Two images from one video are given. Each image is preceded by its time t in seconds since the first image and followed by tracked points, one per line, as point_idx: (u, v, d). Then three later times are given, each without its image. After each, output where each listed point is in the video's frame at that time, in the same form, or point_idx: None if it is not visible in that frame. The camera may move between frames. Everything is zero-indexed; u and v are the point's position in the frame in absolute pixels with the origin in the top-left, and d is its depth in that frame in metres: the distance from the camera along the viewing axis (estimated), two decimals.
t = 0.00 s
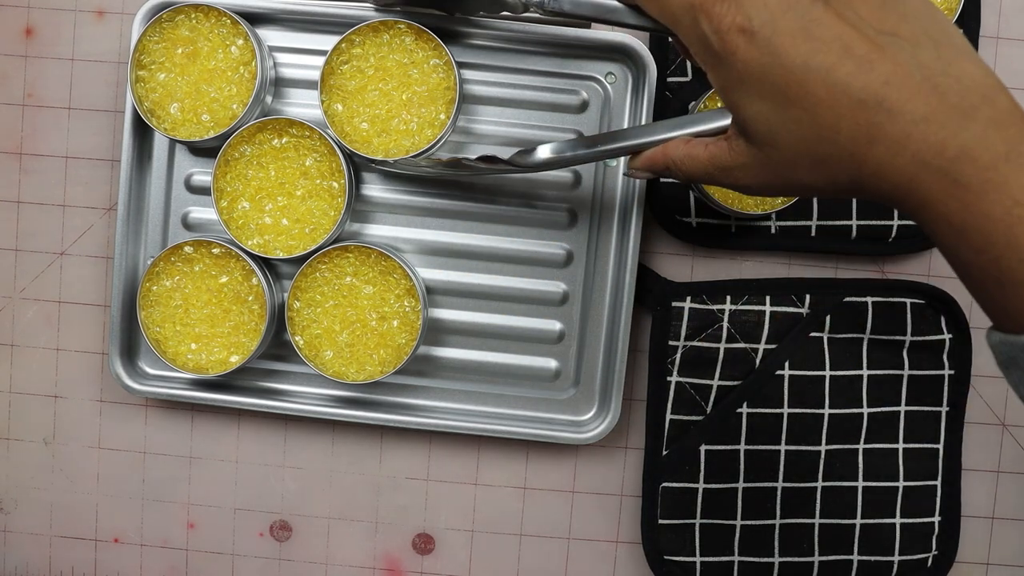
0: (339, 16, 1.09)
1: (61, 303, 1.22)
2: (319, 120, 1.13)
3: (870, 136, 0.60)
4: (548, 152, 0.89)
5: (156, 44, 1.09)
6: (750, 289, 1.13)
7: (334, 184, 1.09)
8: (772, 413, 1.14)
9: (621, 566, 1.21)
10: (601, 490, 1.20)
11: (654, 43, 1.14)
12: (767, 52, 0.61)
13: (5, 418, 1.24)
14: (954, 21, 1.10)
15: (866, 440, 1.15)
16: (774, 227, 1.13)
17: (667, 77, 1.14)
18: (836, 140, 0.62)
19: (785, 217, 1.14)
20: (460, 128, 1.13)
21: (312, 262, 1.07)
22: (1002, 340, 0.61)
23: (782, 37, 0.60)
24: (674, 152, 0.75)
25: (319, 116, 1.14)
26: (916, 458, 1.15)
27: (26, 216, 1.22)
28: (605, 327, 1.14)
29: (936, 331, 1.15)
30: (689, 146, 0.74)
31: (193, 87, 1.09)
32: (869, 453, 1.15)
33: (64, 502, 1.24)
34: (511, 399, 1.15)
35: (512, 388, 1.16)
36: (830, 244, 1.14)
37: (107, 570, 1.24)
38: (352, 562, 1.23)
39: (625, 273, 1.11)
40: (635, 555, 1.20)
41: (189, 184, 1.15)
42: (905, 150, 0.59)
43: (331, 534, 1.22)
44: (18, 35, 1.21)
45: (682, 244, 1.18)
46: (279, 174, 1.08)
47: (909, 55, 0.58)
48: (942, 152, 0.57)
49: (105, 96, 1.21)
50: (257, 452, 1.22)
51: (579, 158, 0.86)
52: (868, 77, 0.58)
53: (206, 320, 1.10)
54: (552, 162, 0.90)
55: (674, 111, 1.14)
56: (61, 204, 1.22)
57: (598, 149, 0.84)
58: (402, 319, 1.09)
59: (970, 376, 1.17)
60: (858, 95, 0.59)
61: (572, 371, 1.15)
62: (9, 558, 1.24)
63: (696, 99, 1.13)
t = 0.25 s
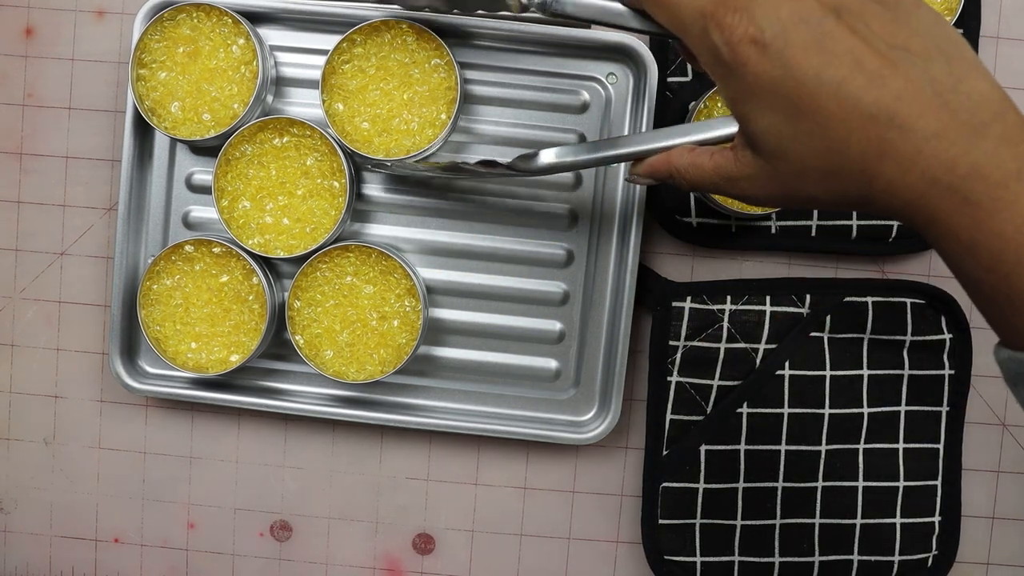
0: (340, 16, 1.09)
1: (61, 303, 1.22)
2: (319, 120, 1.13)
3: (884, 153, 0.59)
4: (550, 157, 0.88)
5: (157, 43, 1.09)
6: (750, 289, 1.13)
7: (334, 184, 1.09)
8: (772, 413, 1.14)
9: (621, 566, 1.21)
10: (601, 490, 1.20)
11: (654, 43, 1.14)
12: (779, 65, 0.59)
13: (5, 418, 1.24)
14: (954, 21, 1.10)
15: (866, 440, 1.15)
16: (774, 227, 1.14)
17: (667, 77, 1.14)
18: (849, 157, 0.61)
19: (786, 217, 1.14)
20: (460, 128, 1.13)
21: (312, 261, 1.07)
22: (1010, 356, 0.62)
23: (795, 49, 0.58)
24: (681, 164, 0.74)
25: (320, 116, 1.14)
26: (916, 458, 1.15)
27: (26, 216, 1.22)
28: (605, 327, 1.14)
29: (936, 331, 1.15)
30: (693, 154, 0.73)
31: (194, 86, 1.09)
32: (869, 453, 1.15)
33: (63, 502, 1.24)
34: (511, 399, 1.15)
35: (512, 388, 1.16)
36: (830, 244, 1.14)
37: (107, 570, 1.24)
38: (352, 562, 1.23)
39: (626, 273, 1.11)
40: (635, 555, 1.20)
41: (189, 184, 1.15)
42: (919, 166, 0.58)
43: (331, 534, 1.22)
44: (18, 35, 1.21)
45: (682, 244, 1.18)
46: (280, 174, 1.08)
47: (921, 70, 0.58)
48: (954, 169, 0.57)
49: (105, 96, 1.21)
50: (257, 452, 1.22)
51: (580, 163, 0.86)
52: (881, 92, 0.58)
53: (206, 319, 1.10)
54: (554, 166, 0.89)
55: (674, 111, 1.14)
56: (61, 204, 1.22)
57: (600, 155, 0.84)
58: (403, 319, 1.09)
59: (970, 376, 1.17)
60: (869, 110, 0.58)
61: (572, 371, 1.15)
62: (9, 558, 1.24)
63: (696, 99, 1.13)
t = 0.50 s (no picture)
0: (341, 15, 1.09)
1: (61, 303, 1.22)
2: (319, 120, 1.13)
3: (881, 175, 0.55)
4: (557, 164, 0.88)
5: (157, 43, 1.09)
6: (750, 289, 1.13)
7: (334, 184, 1.09)
8: (772, 413, 1.14)
9: (621, 566, 1.21)
10: (601, 490, 1.20)
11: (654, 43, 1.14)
12: (778, 84, 0.56)
13: (5, 418, 1.24)
14: (954, 21, 1.10)
15: (866, 440, 1.15)
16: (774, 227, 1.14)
17: (667, 77, 1.14)
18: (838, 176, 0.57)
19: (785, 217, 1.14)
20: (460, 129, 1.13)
21: (312, 262, 1.07)
22: (1009, 371, 0.59)
23: (794, 68, 0.56)
24: (681, 176, 0.71)
25: (320, 117, 1.13)
26: (916, 458, 1.15)
27: (26, 216, 1.22)
28: (605, 327, 1.14)
29: (936, 331, 1.15)
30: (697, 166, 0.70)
31: (194, 87, 1.09)
32: (869, 453, 1.15)
33: (63, 502, 1.24)
34: (511, 399, 1.15)
35: (512, 388, 1.16)
36: (830, 243, 1.14)
37: (107, 570, 1.24)
38: (352, 562, 1.23)
39: (626, 273, 1.11)
40: (635, 555, 1.20)
41: (189, 184, 1.15)
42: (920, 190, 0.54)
43: (331, 534, 1.22)
44: (18, 35, 1.21)
45: (682, 244, 1.18)
46: (280, 174, 1.08)
47: (920, 89, 0.54)
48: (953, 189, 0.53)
49: (105, 96, 1.21)
50: (257, 452, 1.22)
51: (584, 170, 0.87)
52: (882, 108, 0.54)
53: (205, 320, 1.10)
54: (559, 172, 0.88)
55: (674, 111, 1.13)
56: (61, 205, 1.22)
57: (604, 163, 0.85)
58: (403, 319, 1.09)
59: (970, 376, 1.17)
60: (868, 127, 0.54)
61: (572, 371, 1.15)
62: (9, 558, 1.24)
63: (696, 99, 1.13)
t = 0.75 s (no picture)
0: (340, 15, 1.09)
1: (61, 303, 1.22)
2: (318, 120, 1.13)
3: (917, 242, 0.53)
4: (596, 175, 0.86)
5: (157, 43, 1.09)
6: (750, 289, 1.13)
7: (334, 184, 1.09)
8: (772, 413, 1.14)
9: (621, 566, 1.21)
10: (601, 490, 1.20)
11: (654, 43, 1.14)
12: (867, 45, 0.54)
13: (5, 418, 1.24)
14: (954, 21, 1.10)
15: (866, 440, 1.15)
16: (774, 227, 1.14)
17: (667, 77, 1.14)
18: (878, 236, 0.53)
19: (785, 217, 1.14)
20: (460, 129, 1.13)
21: (312, 262, 1.07)
22: None
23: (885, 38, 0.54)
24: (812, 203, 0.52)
25: (319, 116, 1.13)
26: (916, 458, 1.15)
27: (26, 216, 1.22)
28: (604, 327, 1.14)
29: (936, 331, 1.15)
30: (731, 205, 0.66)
31: (194, 87, 1.09)
32: (869, 453, 1.15)
33: (64, 502, 1.24)
34: (511, 399, 1.15)
35: (512, 389, 1.16)
36: (830, 243, 1.14)
37: (107, 570, 1.24)
38: (352, 562, 1.23)
39: (625, 273, 1.11)
40: (635, 555, 1.20)
41: (189, 184, 1.15)
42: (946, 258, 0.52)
43: (331, 534, 1.22)
44: (18, 34, 1.21)
45: (682, 244, 1.18)
46: (280, 174, 1.08)
47: None
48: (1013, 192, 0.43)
49: (105, 96, 1.21)
50: (257, 452, 1.22)
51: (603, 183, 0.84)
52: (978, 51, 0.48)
53: (205, 320, 1.10)
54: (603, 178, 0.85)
55: (675, 111, 1.13)
56: (61, 205, 1.22)
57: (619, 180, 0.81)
58: (403, 319, 1.09)
59: (970, 376, 1.17)
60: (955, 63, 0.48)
61: (572, 371, 1.15)
62: (9, 558, 1.24)
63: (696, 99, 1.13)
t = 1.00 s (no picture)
0: (340, 15, 1.09)
1: (61, 303, 1.22)
2: (318, 120, 1.13)
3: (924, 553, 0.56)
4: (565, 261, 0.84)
5: (157, 43, 1.09)
6: (750, 289, 1.13)
7: (334, 184, 1.09)
8: (772, 412, 1.14)
9: (621, 566, 1.20)
10: (601, 490, 1.20)
11: (654, 43, 1.14)
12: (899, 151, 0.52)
13: (5, 418, 1.24)
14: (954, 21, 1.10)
15: (866, 440, 1.15)
16: (773, 227, 1.14)
17: (667, 77, 1.14)
18: None
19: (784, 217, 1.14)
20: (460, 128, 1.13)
21: (312, 262, 1.07)
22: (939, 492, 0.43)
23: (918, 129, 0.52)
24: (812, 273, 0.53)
25: (319, 117, 1.13)
26: (916, 458, 1.15)
27: (26, 216, 1.22)
28: (605, 327, 1.14)
29: (936, 331, 1.15)
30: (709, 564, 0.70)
31: (194, 87, 1.09)
32: (869, 453, 1.15)
33: (64, 502, 1.24)
34: (511, 399, 1.15)
35: (512, 388, 1.16)
36: (830, 243, 1.14)
37: (107, 570, 1.24)
38: (353, 562, 1.22)
39: (626, 273, 1.11)
40: (635, 555, 1.20)
41: (189, 184, 1.15)
42: None
43: (331, 534, 1.22)
44: (18, 35, 1.21)
45: (682, 244, 1.18)
46: (280, 174, 1.08)
47: None
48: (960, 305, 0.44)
49: (105, 96, 1.21)
50: (257, 452, 1.22)
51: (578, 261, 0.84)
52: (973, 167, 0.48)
53: (205, 320, 1.10)
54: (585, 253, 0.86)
55: (675, 111, 1.13)
56: (61, 205, 1.22)
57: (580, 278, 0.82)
58: (403, 319, 1.09)
59: (970, 376, 1.17)
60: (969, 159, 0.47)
61: (572, 371, 1.15)
62: (9, 558, 1.24)
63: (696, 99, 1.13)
